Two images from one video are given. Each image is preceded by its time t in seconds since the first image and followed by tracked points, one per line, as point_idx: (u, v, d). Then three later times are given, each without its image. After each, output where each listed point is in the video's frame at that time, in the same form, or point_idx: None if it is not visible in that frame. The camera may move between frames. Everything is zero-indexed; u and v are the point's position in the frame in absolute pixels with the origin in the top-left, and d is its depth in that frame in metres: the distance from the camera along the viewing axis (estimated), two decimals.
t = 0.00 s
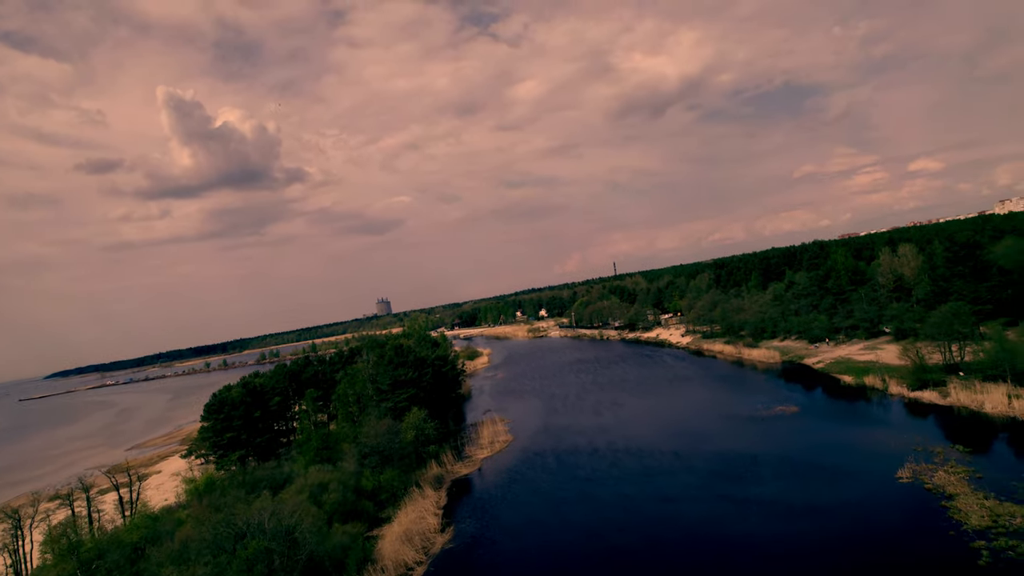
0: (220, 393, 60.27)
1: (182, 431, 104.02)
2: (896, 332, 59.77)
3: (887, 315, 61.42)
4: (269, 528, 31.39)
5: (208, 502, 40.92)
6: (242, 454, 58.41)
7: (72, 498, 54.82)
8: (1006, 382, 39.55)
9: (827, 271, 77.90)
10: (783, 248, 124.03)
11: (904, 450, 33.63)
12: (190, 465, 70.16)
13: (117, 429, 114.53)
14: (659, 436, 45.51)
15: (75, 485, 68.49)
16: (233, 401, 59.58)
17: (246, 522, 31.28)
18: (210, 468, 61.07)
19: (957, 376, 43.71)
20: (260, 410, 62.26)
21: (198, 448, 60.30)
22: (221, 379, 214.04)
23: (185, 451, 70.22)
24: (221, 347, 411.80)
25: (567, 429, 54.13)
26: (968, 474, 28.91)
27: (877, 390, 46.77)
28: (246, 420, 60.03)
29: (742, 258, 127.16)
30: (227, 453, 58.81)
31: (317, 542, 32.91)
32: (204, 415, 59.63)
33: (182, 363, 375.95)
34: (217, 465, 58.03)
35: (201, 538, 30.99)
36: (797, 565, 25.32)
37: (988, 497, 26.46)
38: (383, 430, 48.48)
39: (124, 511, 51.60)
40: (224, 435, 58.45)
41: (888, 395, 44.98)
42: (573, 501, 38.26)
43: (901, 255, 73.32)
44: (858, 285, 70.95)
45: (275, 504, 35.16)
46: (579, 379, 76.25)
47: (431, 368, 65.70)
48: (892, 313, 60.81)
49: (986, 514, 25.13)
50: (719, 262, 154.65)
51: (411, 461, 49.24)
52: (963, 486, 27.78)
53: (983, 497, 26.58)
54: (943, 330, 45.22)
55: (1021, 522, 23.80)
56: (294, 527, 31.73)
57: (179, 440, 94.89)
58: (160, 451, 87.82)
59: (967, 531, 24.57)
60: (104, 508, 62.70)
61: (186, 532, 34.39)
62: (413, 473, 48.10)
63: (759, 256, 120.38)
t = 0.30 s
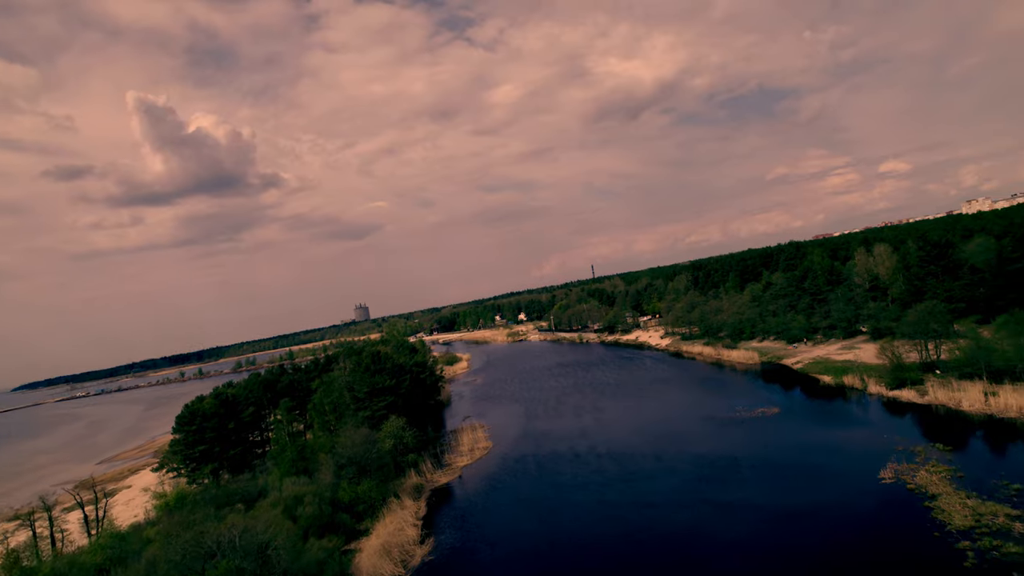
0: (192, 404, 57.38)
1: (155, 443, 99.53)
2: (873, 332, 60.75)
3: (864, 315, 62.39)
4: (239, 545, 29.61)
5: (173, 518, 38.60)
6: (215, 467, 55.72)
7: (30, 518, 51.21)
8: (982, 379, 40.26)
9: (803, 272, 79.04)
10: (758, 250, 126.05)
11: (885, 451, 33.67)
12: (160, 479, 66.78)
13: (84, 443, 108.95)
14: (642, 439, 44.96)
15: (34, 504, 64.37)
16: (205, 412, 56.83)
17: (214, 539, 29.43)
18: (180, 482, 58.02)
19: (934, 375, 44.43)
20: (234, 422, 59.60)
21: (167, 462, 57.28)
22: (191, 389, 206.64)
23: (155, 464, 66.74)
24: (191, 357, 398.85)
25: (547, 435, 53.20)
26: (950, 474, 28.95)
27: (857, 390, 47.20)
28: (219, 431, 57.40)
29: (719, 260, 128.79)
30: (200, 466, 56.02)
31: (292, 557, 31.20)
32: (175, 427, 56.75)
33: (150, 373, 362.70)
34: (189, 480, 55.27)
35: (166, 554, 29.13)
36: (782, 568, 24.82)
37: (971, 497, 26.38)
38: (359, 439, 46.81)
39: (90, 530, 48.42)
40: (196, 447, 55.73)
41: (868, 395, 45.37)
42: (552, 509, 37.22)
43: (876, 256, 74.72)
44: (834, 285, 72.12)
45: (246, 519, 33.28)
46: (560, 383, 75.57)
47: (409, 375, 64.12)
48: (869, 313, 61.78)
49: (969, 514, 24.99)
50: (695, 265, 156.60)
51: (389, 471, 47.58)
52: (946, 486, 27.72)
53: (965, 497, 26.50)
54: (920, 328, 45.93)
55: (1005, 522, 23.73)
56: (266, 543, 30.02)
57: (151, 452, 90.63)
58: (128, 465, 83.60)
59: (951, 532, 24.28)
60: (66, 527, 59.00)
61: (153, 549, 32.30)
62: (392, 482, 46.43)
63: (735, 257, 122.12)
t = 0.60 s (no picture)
0: (160, 416, 54.57)
1: (123, 455, 94.82)
2: (849, 332, 61.80)
3: (840, 316, 63.43)
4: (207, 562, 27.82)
5: (134, 537, 36.18)
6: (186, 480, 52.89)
7: None
8: (957, 378, 41.04)
9: (779, 274, 80.22)
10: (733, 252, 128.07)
11: (865, 452, 33.74)
12: (128, 494, 63.25)
13: (46, 457, 103.19)
14: (624, 444, 44.38)
15: None
16: (174, 423, 53.98)
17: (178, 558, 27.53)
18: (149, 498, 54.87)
19: (910, 375, 45.19)
20: (206, 433, 56.95)
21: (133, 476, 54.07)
22: (156, 399, 198.54)
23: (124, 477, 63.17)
24: (157, 366, 384.59)
25: (527, 441, 52.20)
26: (930, 474, 29.08)
27: (835, 391, 47.64)
28: (189, 442, 54.66)
29: (695, 262, 130.36)
30: (170, 479, 53.06)
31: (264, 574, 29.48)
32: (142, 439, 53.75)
33: (112, 384, 347.96)
34: (158, 495, 52.16)
35: None
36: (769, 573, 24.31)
37: (952, 497, 26.41)
38: (334, 448, 45.06)
39: (50, 550, 45.15)
40: (167, 460, 52.79)
41: (846, 395, 45.83)
42: (533, 518, 36.16)
43: (850, 257, 76.29)
44: (809, 286, 73.34)
45: (214, 537, 31.33)
46: (539, 388, 74.75)
47: (385, 382, 62.41)
48: (845, 314, 62.84)
49: (951, 515, 24.97)
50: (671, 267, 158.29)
51: (365, 481, 45.88)
52: (926, 487, 27.75)
53: (947, 497, 26.51)
54: (896, 328, 46.67)
55: (987, 523, 23.73)
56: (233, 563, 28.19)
57: (121, 465, 86.31)
58: (93, 480, 79.26)
59: (934, 534, 24.09)
60: (24, 548, 55.22)
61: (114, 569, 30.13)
62: (368, 493, 44.73)
63: (711, 260, 123.80)
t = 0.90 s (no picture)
0: (125, 425, 51.53)
1: (92, 465, 90.25)
2: (825, 336, 62.76)
3: (816, 320, 64.37)
4: None
5: (90, 556, 33.79)
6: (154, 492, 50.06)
7: None
8: (932, 382, 41.77)
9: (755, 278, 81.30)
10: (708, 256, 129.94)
11: (844, 456, 33.77)
12: (92, 507, 59.75)
13: None
14: (605, 450, 43.74)
15: None
16: (141, 433, 51.01)
17: None
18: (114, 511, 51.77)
19: (886, 378, 45.88)
20: (174, 442, 54.18)
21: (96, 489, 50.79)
22: (118, 408, 189.99)
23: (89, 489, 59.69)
24: (119, 374, 369.28)
25: (505, 448, 51.10)
26: (909, 479, 29.20)
27: (813, 395, 48.05)
28: (157, 451, 51.87)
29: (671, 266, 131.78)
30: (136, 492, 50.09)
31: None
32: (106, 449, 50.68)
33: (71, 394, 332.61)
34: (122, 508, 49.09)
35: None
36: None
37: (931, 502, 26.45)
38: (307, 458, 43.27)
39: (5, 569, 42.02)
40: (133, 472, 49.85)
41: (824, 399, 46.25)
42: (511, 527, 35.04)
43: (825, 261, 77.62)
44: (784, 290, 74.48)
45: (177, 555, 29.39)
46: (517, 393, 73.80)
47: (361, 390, 60.60)
48: (821, 317, 63.81)
49: (931, 520, 24.95)
50: (647, 272, 159.84)
51: (339, 491, 44.15)
52: (906, 492, 27.79)
53: (926, 503, 26.53)
54: (872, 332, 47.41)
55: (967, 528, 23.81)
56: None
57: (87, 476, 81.84)
58: (58, 492, 74.97)
59: (915, 541, 23.92)
60: None
61: None
62: (342, 503, 43.07)
63: (687, 264, 125.28)
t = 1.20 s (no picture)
0: (90, 434, 48.46)
1: (54, 474, 85.76)
2: (803, 341, 63.46)
3: (794, 325, 65.10)
4: None
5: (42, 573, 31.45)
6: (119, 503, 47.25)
7: None
8: (909, 387, 42.28)
9: (733, 283, 82.13)
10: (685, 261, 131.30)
11: (824, 463, 33.76)
12: (51, 521, 56.42)
13: None
14: (585, 457, 43.04)
15: None
16: (107, 440, 48.07)
17: None
18: (75, 524, 48.78)
19: (864, 383, 46.36)
20: (141, 451, 51.43)
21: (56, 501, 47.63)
22: (79, 416, 181.79)
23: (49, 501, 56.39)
24: (81, 381, 354.29)
25: (482, 455, 50.00)
26: (888, 485, 29.27)
27: (791, 400, 48.34)
28: (121, 459, 49.03)
29: (650, 271, 132.77)
30: (99, 503, 47.17)
31: None
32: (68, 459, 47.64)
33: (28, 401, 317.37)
34: (84, 521, 46.18)
35: None
36: None
37: (911, 510, 26.44)
38: (279, 466, 41.51)
39: None
40: (96, 482, 46.87)
41: (803, 404, 46.52)
42: (488, 536, 34.03)
43: (801, 266, 78.79)
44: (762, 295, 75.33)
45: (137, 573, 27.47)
46: (495, 398, 72.76)
47: (336, 396, 58.75)
48: (799, 322, 64.55)
49: (911, 528, 24.91)
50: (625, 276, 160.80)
51: (312, 500, 42.44)
52: (886, 499, 27.78)
53: (906, 510, 26.53)
54: (849, 337, 47.95)
55: (946, 535, 23.86)
56: None
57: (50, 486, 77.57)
58: (20, 503, 70.88)
59: (896, 549, 23.75)
60: None
61: None
62: (315, 513, 41.40)
63: (665, 269, 126.35)
